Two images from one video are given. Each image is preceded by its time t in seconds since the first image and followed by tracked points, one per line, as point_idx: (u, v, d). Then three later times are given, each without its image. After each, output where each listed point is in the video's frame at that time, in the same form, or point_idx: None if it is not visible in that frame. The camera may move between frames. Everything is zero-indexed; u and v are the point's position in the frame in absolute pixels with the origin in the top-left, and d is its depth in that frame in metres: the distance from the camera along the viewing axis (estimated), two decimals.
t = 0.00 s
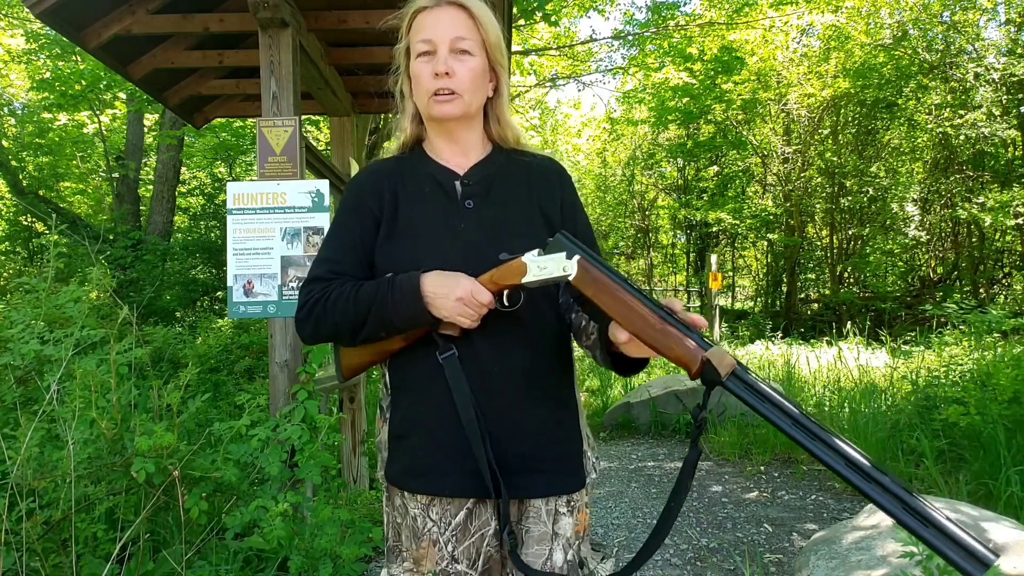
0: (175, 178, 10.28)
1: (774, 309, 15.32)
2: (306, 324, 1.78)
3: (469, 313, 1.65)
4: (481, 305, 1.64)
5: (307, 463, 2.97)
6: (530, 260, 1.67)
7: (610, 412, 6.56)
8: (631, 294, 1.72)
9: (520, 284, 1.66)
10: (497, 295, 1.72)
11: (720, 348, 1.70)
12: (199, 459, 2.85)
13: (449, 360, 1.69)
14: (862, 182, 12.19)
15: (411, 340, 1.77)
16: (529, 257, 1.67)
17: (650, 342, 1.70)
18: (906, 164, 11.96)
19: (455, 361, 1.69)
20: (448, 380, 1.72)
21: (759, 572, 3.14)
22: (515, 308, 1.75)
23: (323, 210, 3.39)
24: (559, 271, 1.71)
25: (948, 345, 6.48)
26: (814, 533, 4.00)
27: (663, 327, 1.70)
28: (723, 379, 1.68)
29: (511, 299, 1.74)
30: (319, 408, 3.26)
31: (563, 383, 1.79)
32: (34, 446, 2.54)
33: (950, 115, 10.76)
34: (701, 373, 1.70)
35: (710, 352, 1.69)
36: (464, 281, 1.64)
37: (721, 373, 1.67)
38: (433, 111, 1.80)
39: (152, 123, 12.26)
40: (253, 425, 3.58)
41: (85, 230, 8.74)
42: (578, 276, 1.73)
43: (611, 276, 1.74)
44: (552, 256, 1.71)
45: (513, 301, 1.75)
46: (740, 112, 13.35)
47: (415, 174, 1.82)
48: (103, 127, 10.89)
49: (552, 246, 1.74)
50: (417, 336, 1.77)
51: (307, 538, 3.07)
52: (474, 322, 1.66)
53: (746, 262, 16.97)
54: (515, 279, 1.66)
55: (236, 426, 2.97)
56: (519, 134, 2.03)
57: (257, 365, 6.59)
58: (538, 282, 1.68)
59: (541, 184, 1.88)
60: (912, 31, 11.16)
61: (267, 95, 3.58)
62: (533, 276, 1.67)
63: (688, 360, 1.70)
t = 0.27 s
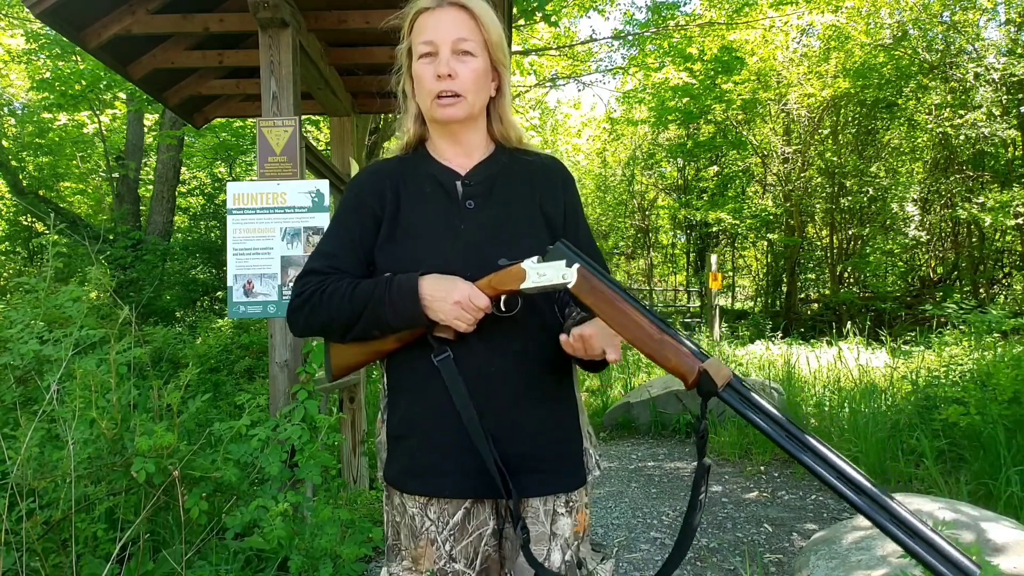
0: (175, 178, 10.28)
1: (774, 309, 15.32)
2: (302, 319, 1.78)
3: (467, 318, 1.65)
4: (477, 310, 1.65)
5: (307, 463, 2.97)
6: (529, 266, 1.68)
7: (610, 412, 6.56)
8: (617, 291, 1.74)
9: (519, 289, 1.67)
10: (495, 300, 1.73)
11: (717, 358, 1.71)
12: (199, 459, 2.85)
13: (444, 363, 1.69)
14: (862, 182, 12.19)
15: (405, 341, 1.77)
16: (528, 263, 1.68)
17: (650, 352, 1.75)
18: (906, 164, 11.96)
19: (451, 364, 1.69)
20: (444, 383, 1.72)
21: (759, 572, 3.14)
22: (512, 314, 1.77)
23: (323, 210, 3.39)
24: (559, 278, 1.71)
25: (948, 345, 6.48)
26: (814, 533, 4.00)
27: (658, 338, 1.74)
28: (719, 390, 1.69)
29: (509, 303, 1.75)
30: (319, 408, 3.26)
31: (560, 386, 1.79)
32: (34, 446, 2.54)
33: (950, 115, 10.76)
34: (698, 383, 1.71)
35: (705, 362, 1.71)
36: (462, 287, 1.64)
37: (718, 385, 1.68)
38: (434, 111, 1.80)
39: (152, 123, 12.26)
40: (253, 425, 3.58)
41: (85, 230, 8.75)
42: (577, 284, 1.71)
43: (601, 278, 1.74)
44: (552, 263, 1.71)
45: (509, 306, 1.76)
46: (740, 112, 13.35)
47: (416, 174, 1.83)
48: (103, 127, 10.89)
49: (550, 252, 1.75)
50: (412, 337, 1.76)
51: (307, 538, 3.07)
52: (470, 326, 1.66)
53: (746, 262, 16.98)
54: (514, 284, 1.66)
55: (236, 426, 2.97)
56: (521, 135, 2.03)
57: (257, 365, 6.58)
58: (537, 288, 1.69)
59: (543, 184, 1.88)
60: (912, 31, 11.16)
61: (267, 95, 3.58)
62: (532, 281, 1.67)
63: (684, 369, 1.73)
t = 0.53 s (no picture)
0: (175, 178, 10.28)
1: (774, 309, 15.33)
2: (297, 306, 1.77)
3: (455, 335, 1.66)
4: (471, 329, 1.66)
5: (307, 463, 2.97)
6: (526, 286, 1.70)
7: (610, 412, 6.56)
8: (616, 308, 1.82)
9: (515, 310, 1.69)
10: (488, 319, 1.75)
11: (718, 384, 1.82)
12: (199, 458, 2.85)
13: (429, 382, 1.67)
14: (862, 182, 12.18)
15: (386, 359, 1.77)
16: (525, 283, 1.70)
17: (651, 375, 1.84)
18: (906, 164, 11.97)
19: (435, 384, 1.67)
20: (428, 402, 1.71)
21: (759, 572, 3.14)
22: (506, 334, 1.78)
23: (323, 210, 3.39)
24: (559, 300, 1.72)
25: (948, 345, 6.48)
26: (814, 533, 4.00)
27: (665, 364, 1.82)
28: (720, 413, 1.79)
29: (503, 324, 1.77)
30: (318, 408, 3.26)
31: (559, 392, 1.79)
32: (34, 446, 2.54)
33: (950, 115, 10.76)
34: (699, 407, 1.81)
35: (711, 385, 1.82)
36: (456, 305, 1.65)
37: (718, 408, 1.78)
38: (436, 110, 1.80)
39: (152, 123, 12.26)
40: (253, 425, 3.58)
41: (85, 230, 8.75)
42: (579, 305, 1.72)
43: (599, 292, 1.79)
44: (551, 285, 1.73)
45: (502, 326, 1.78)
46: (740, 112, 13.35)
47: (418, 173, 1.83)
48: (103, 127, 10.90)
49: (547, 274, 1.75)
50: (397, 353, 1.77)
51: (307, 538, 3.07)
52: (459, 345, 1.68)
53: (746, 262, 16.98)
54: (509, 305, 1.68)
55: (236, 426, 2.97)
56: (523, 134, 2.03)
57: (257, 365, 6.58)
58: (534, 309, 1.71)
59: (545, 184, 1.88)
60: (912, 31, 11.15)
61: (267, 95, 3.58)
62: (529, 302, 1.70)
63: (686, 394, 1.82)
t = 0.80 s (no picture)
0: (175, 178, 10.28)
1: (774, 309, 15.33)
2: (297, 295, 1.79)
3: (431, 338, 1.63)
4: (453, 330, 1.63)
5: (307, 463, 2.96)
6: (514, 288, 1.70)
7: (610, 413, 6.56)
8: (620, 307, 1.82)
9: (506, 314, 1.69)
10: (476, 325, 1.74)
11: (733, 373, 1.89)
12: (199, 459, 2.85)
13: (417, 398, 1.65)
14: (862, 182, 12.18)
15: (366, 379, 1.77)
16: (513, 284, 1.70)
17: (663, 368, 1.89)
18: (906, 164, 11.97)
19: (424, 400, 1.65)
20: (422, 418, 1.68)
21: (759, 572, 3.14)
22: (498, 340, 1.76)
23: (323, 210, 3.39)
24: (552, 300, 1.71)
25: (948, 345, 6.49)
26: (814, 533, 4.00)
27: (674, 356, 1.88)
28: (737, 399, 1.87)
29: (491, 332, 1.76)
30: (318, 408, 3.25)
31: (559, 393, 1.79)
32: (34, 446, 2.54)
33: (950, 115, 10.76)
34: (716, 396, 1.88)
35: (723, 373, 1.89)
36: (437, 303, 1.64)
37: (735, 396, 1.86)
38: (449, 125, 1.81)
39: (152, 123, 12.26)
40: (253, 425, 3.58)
41: (85, 230, 8.75)
42: (576, 306, 1.72)
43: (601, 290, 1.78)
44: (541, 284, 1.71)
45: (493, 333, 1.77)
46: (740, 112, 13.36)
47: (419, 173, 1.84)
48: (103, 127, 10.90)
49: (533, 272, 1.75)
50: (377, 370, 1.76)
51: (307, 538, 3.07)
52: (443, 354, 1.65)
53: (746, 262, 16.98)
54: (499, 309, 1.68)
55: (236, 426, 2.96)
56: (521, 135, 2.02)
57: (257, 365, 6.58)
58: (524, 311, 1.71)
59: (545, 184, 1.88)
60: (912, 31, 11.15)
61: (267, 95, 3.58)
62: (518, 305, 1.70)
63: (702, 385, 1.89)
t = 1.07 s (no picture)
0: (175, 178, 10.28)
1: (774, 309, 15.32)
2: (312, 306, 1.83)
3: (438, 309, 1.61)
4: (460, 303, 1.61)
5: (307, 463, 2.96)
6: (528, 271, 1.69)
7: (610, 412, 6.56)
8: (632, 293, 1.80)
9: (517, 296, 1.68)
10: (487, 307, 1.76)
11: (745, 363, 1.87)
12: (199, 459, 2.85)
13: (421, 378, 1.64)
14: (862, 182, 12.18)
15: (370, 358, 1.74)
16: (526, 268, 1.69)
17: (674, 356, 1.87)
18: (906, 164, 11.96)
19: (427, 381, 1.64)
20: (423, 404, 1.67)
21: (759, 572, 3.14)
22: (508, 323, 1.79)
23: (323, 210, 3.39)
24: (566, 284, 1.71)
25: (948, 345, 6.49)
26: (814, 533, 4.01)
27: (683, 344, 1.86)
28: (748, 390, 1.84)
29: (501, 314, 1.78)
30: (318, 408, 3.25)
31: (559, 392, 1.80)
32: (34, 447, 2.54)
33: (950, 115, 10.76)
34: (726, 387, 1.86)
35: (733, 363, 1.88)
36: (444, 277, 1.64)
37: (745, 385, 1.83)
38: (443, 118, 1.80)
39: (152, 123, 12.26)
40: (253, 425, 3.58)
41: (85, 230, 8.75)
42: (588, 290, 1.71)
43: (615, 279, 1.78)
44: (555, 269, 1.72)
45: (503, 316, 1.79)
46: (740, 112, 13.36)
47: (416, 173, 1.84)
48: (103, 127, 10.89)
49: (548, 257, 1.76)
50: (382, 348, 1.73)
51: (307, 538, 3.07)
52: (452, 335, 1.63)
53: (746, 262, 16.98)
54: (510, 291, 1.66)
55: (236, 426, 2.96)
56: (519, 135, 2.02)
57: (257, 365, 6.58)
58: (537, 294, 1.70)
59: (543, 183, 1.88)
60: (912, 31, 11.14)
61: (267, 95, 3.58)
62: (531, 288, 1.69)
63: (713, 375, 1.87)
